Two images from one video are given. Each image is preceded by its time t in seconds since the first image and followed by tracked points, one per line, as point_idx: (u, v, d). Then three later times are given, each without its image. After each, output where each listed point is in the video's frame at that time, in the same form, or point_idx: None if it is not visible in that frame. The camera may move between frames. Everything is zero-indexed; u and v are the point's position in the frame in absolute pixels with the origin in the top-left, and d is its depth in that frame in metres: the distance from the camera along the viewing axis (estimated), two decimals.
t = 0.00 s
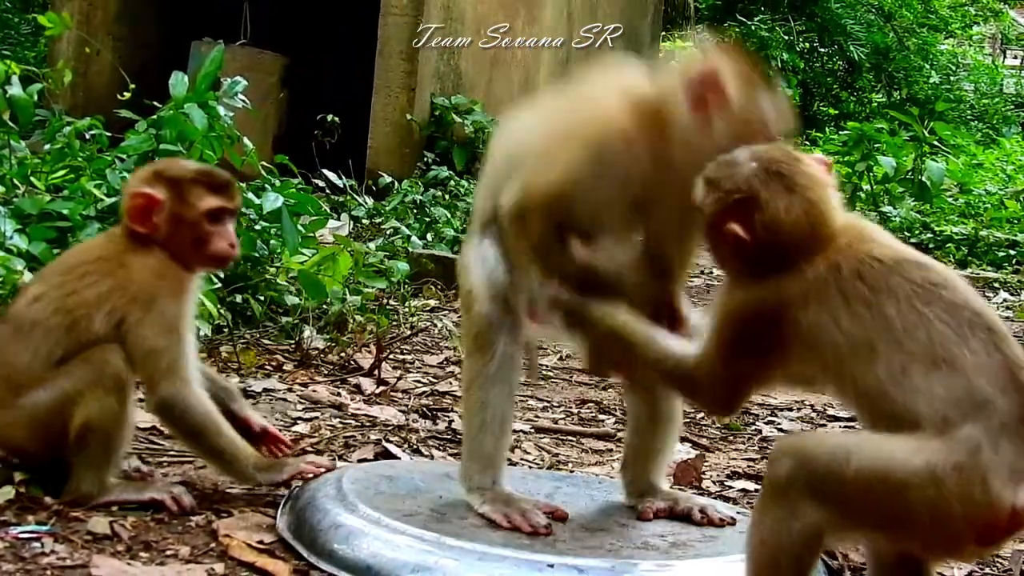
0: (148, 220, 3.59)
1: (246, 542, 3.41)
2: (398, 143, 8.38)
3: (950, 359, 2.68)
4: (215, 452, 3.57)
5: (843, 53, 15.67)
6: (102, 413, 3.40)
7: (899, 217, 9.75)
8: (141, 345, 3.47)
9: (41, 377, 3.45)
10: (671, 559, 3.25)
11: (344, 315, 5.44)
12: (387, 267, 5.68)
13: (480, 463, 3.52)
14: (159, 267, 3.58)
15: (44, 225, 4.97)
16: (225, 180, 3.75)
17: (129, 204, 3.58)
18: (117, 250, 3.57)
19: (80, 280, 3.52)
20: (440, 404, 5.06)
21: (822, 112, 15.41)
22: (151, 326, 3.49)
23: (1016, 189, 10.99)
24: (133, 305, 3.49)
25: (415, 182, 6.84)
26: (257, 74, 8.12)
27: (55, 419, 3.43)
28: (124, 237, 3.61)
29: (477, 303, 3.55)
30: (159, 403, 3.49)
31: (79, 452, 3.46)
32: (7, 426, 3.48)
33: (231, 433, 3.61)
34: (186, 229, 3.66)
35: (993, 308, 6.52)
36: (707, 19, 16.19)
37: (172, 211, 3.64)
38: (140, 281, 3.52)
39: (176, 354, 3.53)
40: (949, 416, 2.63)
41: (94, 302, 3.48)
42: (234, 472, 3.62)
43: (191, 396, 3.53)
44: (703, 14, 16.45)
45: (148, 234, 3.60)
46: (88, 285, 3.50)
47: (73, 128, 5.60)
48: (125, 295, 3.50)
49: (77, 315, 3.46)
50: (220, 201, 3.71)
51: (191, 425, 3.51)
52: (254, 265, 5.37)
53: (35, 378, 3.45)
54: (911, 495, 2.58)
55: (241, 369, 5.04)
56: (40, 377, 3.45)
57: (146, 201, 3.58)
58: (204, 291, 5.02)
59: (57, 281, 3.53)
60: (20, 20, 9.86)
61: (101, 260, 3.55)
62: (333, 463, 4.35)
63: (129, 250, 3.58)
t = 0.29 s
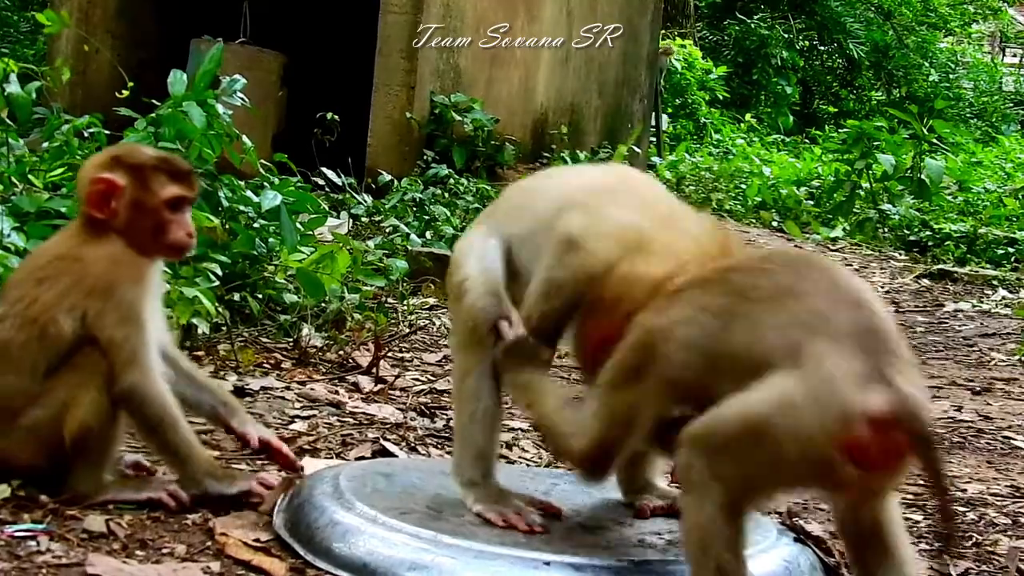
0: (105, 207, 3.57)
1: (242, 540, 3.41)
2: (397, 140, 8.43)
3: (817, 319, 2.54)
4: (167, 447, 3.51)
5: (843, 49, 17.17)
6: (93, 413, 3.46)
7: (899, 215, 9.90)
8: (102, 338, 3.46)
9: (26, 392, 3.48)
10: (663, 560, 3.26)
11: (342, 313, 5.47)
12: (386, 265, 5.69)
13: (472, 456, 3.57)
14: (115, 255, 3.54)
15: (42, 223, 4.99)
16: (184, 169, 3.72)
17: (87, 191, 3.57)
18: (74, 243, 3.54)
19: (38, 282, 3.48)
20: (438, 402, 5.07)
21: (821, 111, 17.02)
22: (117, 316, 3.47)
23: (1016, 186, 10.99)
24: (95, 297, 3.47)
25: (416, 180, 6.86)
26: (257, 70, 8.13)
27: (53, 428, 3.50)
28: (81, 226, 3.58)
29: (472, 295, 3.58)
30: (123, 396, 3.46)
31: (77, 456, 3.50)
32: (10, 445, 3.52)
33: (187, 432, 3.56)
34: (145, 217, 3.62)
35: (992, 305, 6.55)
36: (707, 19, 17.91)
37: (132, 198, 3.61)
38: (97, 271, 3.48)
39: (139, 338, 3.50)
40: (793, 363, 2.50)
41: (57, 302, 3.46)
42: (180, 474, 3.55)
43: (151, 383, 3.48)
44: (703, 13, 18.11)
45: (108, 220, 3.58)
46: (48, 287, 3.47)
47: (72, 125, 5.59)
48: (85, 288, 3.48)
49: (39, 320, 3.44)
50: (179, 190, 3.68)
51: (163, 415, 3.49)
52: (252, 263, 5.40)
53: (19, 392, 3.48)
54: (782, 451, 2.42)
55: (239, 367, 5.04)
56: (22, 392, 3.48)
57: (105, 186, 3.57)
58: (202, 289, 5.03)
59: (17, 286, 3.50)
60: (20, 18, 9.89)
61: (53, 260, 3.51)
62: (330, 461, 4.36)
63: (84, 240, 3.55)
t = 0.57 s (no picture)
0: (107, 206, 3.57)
1: (236, 536, 3.40)
2: (392, 139, 8.25)
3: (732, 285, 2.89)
4: (155, 447, 3.50)
5: (838, 50, 17.17)
6: (79, 409, 3.47)
7: (895, 214, 9.91)
8: (85, 341, 3.46)
9: (11, 390, 3.48)
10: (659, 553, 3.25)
11: (336, 311, 5.47)
12: (380, 264, 5.69)
13: (467, 459, 3.46)
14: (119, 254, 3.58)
15: (35, 222, 5.01)
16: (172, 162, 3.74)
17: (87, 189, 3.55)
18: (60, 242, 3.52)
19: (21, 282, 3.47)
20: (432, 399, 5.07)
21: (816, 111, 17.14)
22: (99, 319, 3.46)
23: (1012, 185, 10.98)
24: (76, 300, 3.46)
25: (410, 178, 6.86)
26: (253, 69, 8.13)
27: (41, 427, 3.48)
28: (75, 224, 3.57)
29: (474, 307, 3.47)
30: (107, 399, 3.47)
31: (66, 453, 3.50)
32: None
33: (175, 429, 3.55)
34: (145, 213, 3.66)
35: (986, 303, 6.54)
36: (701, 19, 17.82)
37: (133, 193, 3.63)
38: (80, 272, 3.47)
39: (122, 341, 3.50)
40: (718, 315, 2.86)
41: (38, 304, 3.44)
42: (173, 472, 3.54)
43: (135, 386, 3.49)
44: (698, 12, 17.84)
45: (109, 217, 3.58)
46: (31, 286, 3.46)
47: (65, 123, 5.59)
48: (66, 290, 3.46)
49: (22, 321, 3.43)
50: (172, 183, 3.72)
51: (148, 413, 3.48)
52: (247, 261, 5.43)
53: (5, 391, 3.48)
54: (728, 391, 2.70)
55: (233, 365, 5.04)
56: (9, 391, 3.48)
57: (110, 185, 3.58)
58: (196, 288, 5.03)
59: None
60: (14, 19, 9.88)
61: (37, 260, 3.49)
62: (323, 457, 4.36)
63: (72, 239, 3.53)
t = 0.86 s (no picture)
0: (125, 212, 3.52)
1: (225, 534, 3.39)
2: (382, 138, 8.44)
3: (685, 214, 2.71)
4: (148, 451, 3.48)
5: (829, 49, 17.48)
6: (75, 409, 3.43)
7: (884, 213, 9.93)
8: (82, 344, 3.40)
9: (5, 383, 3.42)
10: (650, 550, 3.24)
11: (325, 309, 5.46)
12: (370, 262, 5.68)
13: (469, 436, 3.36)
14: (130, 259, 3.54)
15: (24, 220, 5.01)
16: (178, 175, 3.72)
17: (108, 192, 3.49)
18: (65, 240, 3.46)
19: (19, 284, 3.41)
20: (422, 397, 5.06)
21: (806, 110, 17.29)
22: (95, 323, 3.40)
23: (1000, 185, 11.01)
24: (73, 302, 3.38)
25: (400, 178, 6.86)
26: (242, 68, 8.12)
27: (34, 421, 3.44)
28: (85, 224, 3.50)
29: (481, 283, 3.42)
30: (101, 402, 3.43)
31: (58, 451, 3.47)
32: None
33: (167, 433, 3.52)
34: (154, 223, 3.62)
35: (975, 303, 6.56)
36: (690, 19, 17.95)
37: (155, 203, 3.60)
38: (80, 275, 3.39)
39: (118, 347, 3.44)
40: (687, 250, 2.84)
41: (35, 304, 3.38)
42: (163, 473, 3.51)
43: (130, 393, 3.44)
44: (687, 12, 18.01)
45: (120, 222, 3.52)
46: (28, 287, 3.40)
47: (55, 122, 5.57)
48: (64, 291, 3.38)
49: (18, 320, 3.37)
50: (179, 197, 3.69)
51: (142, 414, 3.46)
52: (236, 259, 5.43)
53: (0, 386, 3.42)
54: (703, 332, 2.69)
55: (222, 364, 5.04)
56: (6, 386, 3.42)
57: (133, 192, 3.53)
58: (186, 286, 5.02)
59: None
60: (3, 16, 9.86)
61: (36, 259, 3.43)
62: (312, 455, 4.36)
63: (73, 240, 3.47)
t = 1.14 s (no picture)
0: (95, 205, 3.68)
1: (214, 531, 3.41)
2: (376, 134, 8.58)
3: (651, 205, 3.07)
4: (149, 431, 3.61)
5: (822, 45, 17.60)
6: (67, 402, 3.53)
7: (878, 210, 9.92)
8: (77, 331, 3.53)
9: None
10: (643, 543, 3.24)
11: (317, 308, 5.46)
12: (361, 260, 5.68)
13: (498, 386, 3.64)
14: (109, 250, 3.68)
15: (14, 219, 5.04)
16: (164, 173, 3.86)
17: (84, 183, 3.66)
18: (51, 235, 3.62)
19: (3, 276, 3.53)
20: (412, 395, 5.05)
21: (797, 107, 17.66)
22: (83, 302, 3.54)
23: (995, 180, 11.01)
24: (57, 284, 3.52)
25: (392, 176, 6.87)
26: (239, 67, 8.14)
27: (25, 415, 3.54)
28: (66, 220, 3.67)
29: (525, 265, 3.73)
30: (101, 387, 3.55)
31: (45, 446, 3.55)
32: None
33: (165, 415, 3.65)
34: (128, 215, 3.77)
35: (966, 299, 6.55)
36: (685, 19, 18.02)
37: (120, 198, 3.75)
38: (60, 259, 3.54)
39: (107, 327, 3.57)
40: (642, 214, 3.10)
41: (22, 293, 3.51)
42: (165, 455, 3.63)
43: (128, 375, 3.58)
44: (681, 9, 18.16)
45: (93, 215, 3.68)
46: (15, 275, 3.52)
47: (45, 119, 5.53)
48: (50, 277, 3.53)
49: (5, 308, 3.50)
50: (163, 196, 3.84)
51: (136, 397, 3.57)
52: (228, 257, 5.46)
53: None
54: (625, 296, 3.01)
55: (215, 362, 5.05)
56: None
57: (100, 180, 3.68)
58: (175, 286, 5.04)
59: None
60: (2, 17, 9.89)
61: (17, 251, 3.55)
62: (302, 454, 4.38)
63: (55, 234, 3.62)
